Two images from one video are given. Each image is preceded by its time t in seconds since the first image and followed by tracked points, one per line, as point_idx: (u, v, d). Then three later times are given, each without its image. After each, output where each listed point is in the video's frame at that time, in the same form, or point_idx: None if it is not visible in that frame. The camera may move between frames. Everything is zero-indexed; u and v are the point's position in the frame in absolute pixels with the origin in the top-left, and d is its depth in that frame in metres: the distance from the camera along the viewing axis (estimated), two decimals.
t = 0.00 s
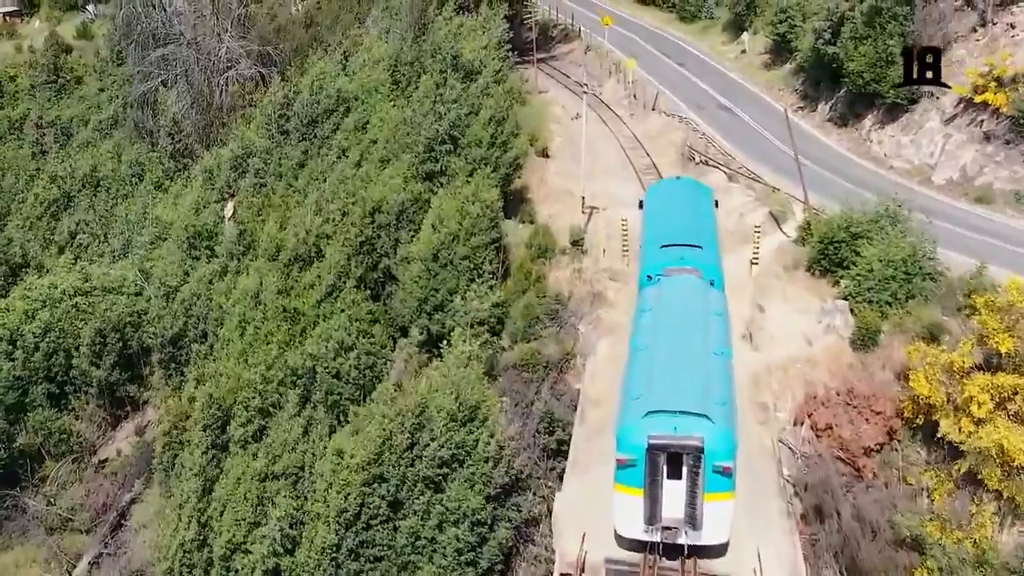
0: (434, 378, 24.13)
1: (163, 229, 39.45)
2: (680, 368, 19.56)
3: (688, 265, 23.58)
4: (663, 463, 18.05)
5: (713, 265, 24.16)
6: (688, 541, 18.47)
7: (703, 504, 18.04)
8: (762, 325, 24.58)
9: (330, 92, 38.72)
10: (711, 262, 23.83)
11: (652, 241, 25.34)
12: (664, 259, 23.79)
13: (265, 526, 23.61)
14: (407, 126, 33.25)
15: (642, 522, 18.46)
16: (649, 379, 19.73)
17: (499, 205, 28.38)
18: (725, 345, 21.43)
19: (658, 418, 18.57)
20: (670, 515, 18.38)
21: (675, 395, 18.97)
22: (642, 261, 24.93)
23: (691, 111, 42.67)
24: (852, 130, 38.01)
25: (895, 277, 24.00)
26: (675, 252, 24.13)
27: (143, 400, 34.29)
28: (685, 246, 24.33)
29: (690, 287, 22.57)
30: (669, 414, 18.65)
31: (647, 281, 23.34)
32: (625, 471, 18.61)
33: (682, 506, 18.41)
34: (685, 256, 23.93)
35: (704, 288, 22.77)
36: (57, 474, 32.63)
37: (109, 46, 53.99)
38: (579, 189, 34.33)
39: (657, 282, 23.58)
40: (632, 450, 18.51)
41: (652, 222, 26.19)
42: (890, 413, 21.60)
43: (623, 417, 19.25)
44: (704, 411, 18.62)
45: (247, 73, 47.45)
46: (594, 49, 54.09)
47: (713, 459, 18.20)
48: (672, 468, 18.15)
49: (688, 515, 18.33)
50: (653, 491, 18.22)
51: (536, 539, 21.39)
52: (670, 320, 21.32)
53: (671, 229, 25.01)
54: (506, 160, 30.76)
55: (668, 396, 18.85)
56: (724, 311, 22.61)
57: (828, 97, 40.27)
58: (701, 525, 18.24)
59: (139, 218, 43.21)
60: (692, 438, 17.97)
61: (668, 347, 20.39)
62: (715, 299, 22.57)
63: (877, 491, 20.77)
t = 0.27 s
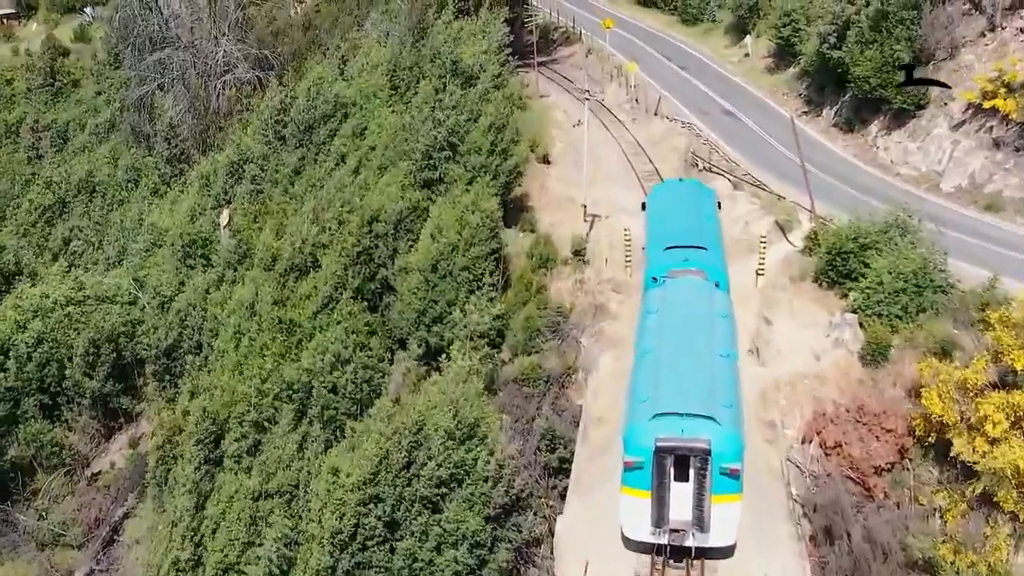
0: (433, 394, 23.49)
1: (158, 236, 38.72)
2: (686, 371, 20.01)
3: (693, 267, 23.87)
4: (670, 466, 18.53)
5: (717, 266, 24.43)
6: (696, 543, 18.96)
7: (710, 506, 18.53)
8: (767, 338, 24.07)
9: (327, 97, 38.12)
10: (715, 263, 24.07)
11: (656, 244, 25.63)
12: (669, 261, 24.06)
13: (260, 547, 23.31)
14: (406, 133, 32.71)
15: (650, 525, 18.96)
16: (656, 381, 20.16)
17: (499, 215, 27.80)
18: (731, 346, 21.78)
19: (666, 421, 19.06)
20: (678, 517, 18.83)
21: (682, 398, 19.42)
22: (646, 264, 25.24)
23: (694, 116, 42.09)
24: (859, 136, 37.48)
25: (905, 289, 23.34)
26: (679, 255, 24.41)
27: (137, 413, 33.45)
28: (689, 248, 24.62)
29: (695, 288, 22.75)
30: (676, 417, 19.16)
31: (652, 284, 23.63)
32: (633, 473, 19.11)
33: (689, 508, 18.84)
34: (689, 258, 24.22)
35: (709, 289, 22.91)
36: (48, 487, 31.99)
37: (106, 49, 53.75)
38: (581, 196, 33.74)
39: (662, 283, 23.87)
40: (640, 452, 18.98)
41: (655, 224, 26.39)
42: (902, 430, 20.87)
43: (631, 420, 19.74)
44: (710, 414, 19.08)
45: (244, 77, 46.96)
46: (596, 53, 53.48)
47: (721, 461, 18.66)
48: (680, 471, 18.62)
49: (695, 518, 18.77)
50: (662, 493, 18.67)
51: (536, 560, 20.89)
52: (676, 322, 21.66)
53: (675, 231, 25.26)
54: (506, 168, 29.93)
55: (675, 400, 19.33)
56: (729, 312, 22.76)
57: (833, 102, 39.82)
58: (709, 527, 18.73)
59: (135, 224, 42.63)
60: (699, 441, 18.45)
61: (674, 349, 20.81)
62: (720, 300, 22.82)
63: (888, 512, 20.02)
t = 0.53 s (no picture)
0: (431, 411, 22.68)
1: (152, 243, 38.03)
2: (693, 371, 19.19)
3: (698, 268, 23.20)
4: (677, 467, 17.55)
5: (722, 267, 23.75)
6: (703, 545, 18.01)
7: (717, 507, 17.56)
8: (775, 353, 23.43)
9: (325, 102, 37.57)
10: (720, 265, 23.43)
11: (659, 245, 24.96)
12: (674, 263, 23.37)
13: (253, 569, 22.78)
14: (405, 140, 32.15)
15: (657, 527, 18.03)
16: (662, 383, 19.30)
17: (500, 224, 27.18)
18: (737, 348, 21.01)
19: (672, 422, 18.12)
20: (684, 519, 17.89)
21: (688, 398, 18.54)
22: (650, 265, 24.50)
23: (696, 121, 41.48)
24: (864, 141, 36.86)
25: (915, 302, 22.76)
26: (684, 256, 23.71)
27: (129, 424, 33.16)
28: (693, 250, 23.98)
29: (701, 289, 22.03)
30: (683, 418, 18.25)
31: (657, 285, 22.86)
32: (638, 477, 18.14)
33: (696, 510, 17.88)
34: (694, 260, 23.59)
35: (715, 291, 22.21)
36: (40, 501, 31.39)
37: (103, 52, 53.64)
38: (582, 204, 33.12)
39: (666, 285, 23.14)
40: (647, 454, 18.04)
41: (659, 228, 25.77)
42: (913, 449, 20.34)
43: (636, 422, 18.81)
44: (718, 415, 18.22)
45: (242, 81, 46.66)
46: (597, 56, 52.84)
47: (728, 463, 17.75)
48: (687, 472, 17.65)
49: (703, 519, 17.80)
50: (669, 494, 17.68)
51: None
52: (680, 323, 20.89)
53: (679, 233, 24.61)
54: (506, 175, 29.42)
55: (681, 400, 18.47)
56: (735, 315, 22.05)
57: (838, 106, 39.24)
58: (716, 528, 17.77)
59: (130, 230, 42.05)
60: (707, 441, 17.50)
61: (679, 350, 20.01)
62: (726, 301, 22.11)
63: (899, 532, 19.34)
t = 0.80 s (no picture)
0: (429, 429, 22.12)
1: (147, 250, 37.45)
2: (698, 372, 18.89)
3: (703, 269, 22.87)
4: (684, 469, 17.26)
5: (728, 267, 23.46)
6: (710, 546, 17.76)
7: (725, 509, 17.26)
8: (782, 367, 22.87)
9: (321, 107, 37.00)
10: (726, 265, 23.09)
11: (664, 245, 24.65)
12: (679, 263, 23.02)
13: None
14: (403, 146, 31.59)
15: (664, 528, 17.77)
16: (668, 385, 18.99)
17: (500, 234, 26.58)
18: (743, 349, 20.72)
19: (679, 424, 17.81)
20: (692, 521, 17.62)
21: (695, 400, 18.21)
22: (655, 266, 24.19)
23: (700, 127, 40.86)
24: (870, 147, 36.32)
25: (927, 315, 22.16)
26: (689, 256, 23.40)
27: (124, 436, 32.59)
28: (699, 250, 23.63)
29: (706, 290, 21.75)
30: (690, 420, 17.94)
31: (662, 286, 22.58)
32: (645, 478, 17.87)
33: (703, 511, 17.56)
34: (700, 260, 23.23)
35: (720, 291, 21.94)
36: (31, 515, 30.79)
37: (101, 56, 53.24)
38: (583, 211, 32.57)
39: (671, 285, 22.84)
40: (654, 457, 17.76)
41: (664, 227, 25.48)
42: (925, 468, 19.53)
43: (643, 424, 18.53)
44: (724, 417, 17.91)
45: (239, 85, 46.25)
46: (599, 59, 52.13)
47: (735, 464, 17.43)
48: (694, 474, 17.35)
49: (710, 520, 17.49)
50: (676, 496, 17.40)
51: None
52: (686, 324, 20.59)
53: (684, 234, 24.32)
54: (506, 184, 28.90)
55: (688, 402, 18.17)
56: (741, 316, 21.76)
57: (844, 111, 38.60)
58: (723, 530, 17.47)
59: (125, 237, 41.49)
60: (714, 444, 17.19)
61: (685, 351, 19.73)
62: (731, 302, 21.84)
63: (912, 556, 18.56)
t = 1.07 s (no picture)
0: (427, 446, 21.49)
1: (142, 258, 36.84)
2: (704, 372, 18.63)
3: (707, 270, 22.63)
4: (691, 470, 17.01)
5: (732, 269, 23.24)
6: (717, 546, 17.58)
7: (732, 510, 17.06)
8: (789, 383, 22.23)
9: (318, 113, 36.56)
10: (729, 266, 22.87)
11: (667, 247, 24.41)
12: (683, 264, 22.82)
13: None
14: (401, 153, 31.04)
15: (671, 529, 17.58)
16: (674, 385, 18.73)
17: (501, 245, 25.96)
18: (748, 351, 20.47)
19: (685, 425, 17.52)
20: (699, 521, 17.40)
21: (700, 400, 17.95)
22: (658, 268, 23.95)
23: (703, 131, 40.27)
24: (876, 153, 35.70)
25: (939, 330, 21.52)
26: (692, 257, 23.17)
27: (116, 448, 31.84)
28: (703, 251, 23.41)
29: (710, 292, 21.56)
30: (696, 421, 17.65)
31: (667, 287, 22.36)
32: (652, 479, 17.59)
33: (710, 512, 17.36)
34: (704, 261, 23.01)
35: (724, 293, 21.75)
36: (22, 528, 30.15)
37: (98, 58, 52.78)
38: (585, 219, 31.99)
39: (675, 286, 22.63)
40: (660, 457, 17.48)
41: (667, 227, 25.28)
42: (938, 489, 18.73)
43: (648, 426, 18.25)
44: (730, 417, 17.62)
45: (236, 88, 45.68)
46: (600, 62, 51.49)
47: (741, 465, 17.14)
48: (701, 474, 17.07)
49: (717, 521, 17.31)
50: (683, 498, 17.16)
51: None
52: (691, 325, 20.36)
53: (687, 235, 24.11)
54: (504, 194, 28.03)
55: (694, 402, 17.88)
56: (745, 317, 21.53)
57: (849, 116, 37.99)
58: (730, 531, 17.29)
59: (119, 244, 40.89)
60: (720, 444, 16.92)
61: (691, 351, 19.49)
62: (735, 303, 21.62)
63: None
